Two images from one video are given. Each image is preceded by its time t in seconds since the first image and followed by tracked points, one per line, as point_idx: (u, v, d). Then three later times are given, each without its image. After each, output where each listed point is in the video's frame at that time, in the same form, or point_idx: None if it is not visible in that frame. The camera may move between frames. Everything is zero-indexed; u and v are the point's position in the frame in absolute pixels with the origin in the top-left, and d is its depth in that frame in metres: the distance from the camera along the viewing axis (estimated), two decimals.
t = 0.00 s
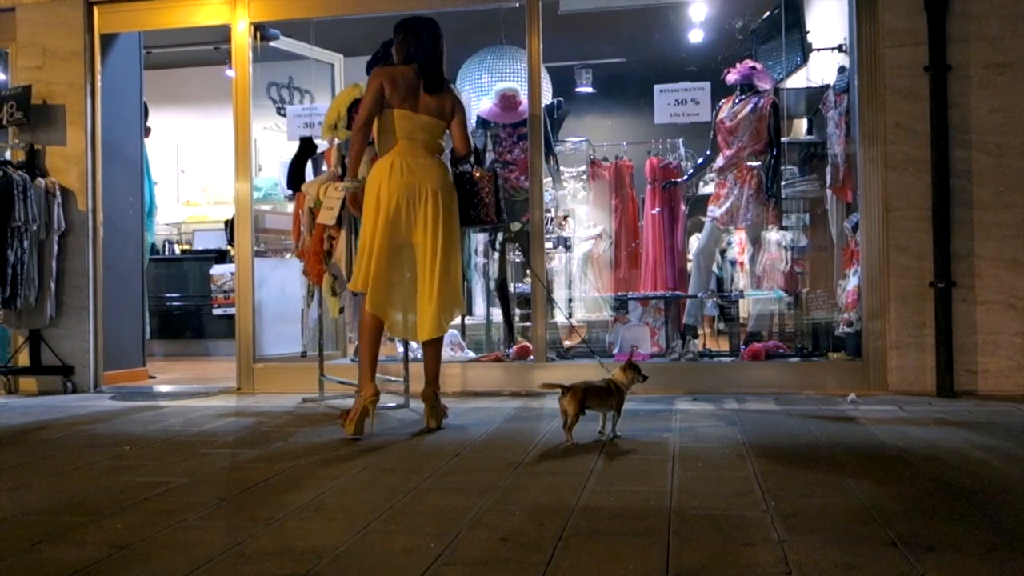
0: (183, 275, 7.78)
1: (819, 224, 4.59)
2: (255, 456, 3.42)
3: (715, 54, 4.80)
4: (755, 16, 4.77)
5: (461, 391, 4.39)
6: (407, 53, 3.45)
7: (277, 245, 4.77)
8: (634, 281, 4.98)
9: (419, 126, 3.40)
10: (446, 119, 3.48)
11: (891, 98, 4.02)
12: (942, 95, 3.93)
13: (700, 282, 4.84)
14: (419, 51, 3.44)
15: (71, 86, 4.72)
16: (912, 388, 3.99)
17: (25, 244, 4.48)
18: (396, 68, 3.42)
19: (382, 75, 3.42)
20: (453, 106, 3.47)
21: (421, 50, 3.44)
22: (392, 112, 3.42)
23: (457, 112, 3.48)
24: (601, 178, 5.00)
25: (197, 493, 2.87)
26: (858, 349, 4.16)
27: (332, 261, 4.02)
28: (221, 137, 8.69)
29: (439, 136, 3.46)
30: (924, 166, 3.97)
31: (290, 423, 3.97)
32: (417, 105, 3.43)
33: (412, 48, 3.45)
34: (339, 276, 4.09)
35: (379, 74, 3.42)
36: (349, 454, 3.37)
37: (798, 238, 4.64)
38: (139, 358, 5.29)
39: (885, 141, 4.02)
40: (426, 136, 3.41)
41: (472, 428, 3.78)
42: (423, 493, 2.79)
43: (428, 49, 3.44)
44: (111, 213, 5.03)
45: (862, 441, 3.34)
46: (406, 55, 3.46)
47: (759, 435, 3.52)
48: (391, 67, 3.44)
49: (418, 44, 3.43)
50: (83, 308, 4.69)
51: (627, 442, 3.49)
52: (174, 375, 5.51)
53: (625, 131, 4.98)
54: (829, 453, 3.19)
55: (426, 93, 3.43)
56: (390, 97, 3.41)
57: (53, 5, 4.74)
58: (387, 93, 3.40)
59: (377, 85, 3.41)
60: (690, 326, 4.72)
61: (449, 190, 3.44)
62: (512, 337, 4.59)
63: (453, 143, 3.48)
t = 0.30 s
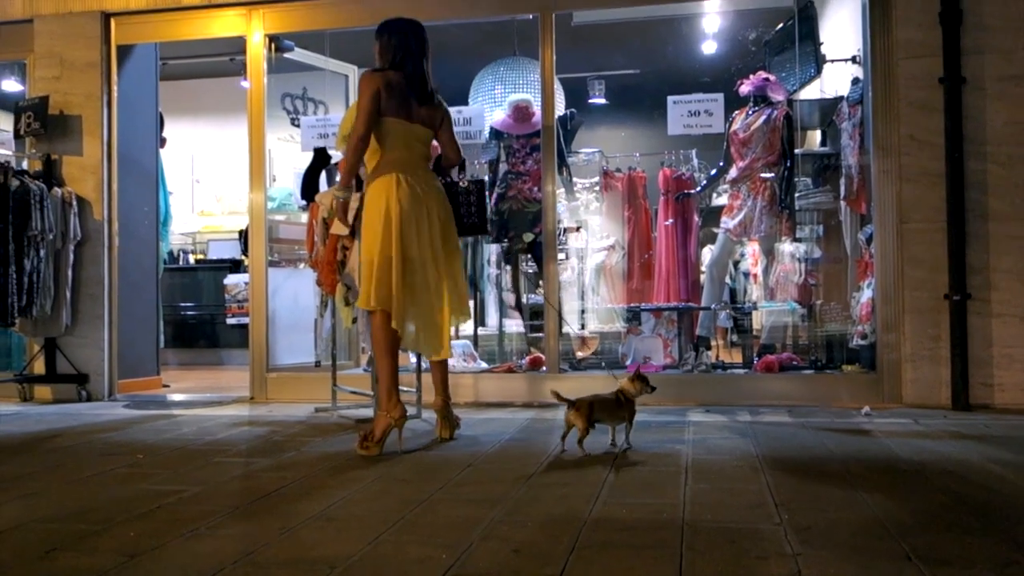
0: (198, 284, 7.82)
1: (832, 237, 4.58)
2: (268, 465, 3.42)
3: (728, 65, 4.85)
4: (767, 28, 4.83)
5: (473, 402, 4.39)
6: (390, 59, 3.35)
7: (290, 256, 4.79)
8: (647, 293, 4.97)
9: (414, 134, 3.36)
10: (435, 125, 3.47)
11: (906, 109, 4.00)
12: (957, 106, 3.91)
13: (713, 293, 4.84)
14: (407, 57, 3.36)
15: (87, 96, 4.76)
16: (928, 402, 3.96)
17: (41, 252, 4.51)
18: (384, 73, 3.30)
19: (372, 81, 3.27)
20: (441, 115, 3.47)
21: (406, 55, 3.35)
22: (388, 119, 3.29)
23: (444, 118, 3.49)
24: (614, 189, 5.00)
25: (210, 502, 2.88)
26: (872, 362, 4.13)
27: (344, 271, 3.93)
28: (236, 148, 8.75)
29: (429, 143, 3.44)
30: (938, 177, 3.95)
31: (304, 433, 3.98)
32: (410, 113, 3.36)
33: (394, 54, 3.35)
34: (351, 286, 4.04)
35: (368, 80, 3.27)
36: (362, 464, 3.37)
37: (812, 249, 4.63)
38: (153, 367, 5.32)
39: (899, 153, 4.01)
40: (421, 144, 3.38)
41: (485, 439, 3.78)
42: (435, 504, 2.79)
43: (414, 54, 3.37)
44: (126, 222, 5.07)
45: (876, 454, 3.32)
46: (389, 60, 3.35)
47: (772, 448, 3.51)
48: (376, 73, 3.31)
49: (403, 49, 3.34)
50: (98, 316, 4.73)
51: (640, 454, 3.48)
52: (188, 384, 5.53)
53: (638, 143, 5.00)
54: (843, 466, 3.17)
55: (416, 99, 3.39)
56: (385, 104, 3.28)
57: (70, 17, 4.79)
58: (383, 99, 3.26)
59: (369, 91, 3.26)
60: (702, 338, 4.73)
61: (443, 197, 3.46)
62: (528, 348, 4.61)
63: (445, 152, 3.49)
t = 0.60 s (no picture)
0: (208, 290, 7.85)
1: (842, 244, 4.58)
2: (278, 470, 3.42)
3: (738, 71, 4.85)
4: (778, 34, 4.80)
5: (482, 408, 4.39)
6: (382, 60, 3.23)
7: (299, 261, 4.81)
8: (656, 299, 4.97)
9: (411, 137, 3.27)
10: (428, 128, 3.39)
11: (916, 115, 4.00)
12: (968, 113, 3.90)
13: (722, 300, 4.84)
14: (402, 59, 3.26)
15: (99, 103, 4.78)
16: (938, 409, 3.94)
17: (52, 258, 4.53)
18: (380, 76, 3.19)
19: (368, 84, 3.15)
20: (433, 119, 3.41)
21: (398, 57, 3.25)
22: (387, 123, 3.18)
23: (435, 120, 3.42)
24: (624, 196, 5.01)
25: (219, 507, 2.88)
26: (882, 369, 4.13)
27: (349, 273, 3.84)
28: (246, 154, 8.79)
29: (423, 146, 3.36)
30: (948, 184, 3.94)
31: (313, 438, 3.98)
32: (405, 115, 3.27)
33: (386, 56, 3.24)
34: (358, 292, 3.98)
35: (365, 83, 3.14)
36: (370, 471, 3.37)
37: (822, 256, 4.63)
38: (163, 373, 5.34)
39: (909, 160, 4.00)
40: (418, 147, 3.30)
41: (494, 445, 3.78)
42: (443, 510, 2.79)
43: (407, 55, 3.28)
44: (136, 227, 5.08)
45: (886, 462, 3.31)
46: (382, 63, 3.23)
47: (782, 455, 3.50)
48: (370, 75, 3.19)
49: (395, 50, 3.24)
50: (108, 322, 4.74)
51: (650, 460, 3.47)
52: (198, 389, 5.54)
53: (648, 149, 4.95)
54: (853, 473, 3.16)
55: (410, 102, 3.30)
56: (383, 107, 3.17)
57: (82, 24, 4.82)
58: (382, 102, 3.14)
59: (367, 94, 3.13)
60: (713, 344, 4.75)
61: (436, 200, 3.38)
62: (535, 354, 4.61)
63: (441, 155, 3.42)
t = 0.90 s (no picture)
0: (216, 293, 7.86)
1: (851, 248, 4.56)
2: (286, 474, 3.43)
3: (747, 74, 4.91)
4: (786, 38, 4.77)
5: (490, 412, 4.39)
6: (382, 62, 3.12)
7: (307, 264, 4.82)
8: (664, 304, 5.00)
9: (411, 141, 3.20)
10: (426, 130, 3.32)
11: (925, 119, 3.98)
12: (978, 116, 3.89)
13: (731, 304, 4.86)
14: (402, 60, 3.16)
15: (108, 106, 4.80)
16: (948, 414, 3.93)
17: (61, 261, 4.54)
18: (381, 78, 3.08)
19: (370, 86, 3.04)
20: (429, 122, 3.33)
21: (398, 58, 3.15)
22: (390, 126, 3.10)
23: (434, 122, 3.35)
24: (632, 200, 5.06)
25: (228, 511, 2.88)
26: (891, 373, 4.11)
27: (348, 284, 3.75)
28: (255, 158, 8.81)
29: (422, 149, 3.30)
30: (958, 187, 3.93)
31: (321, 442, 3.98)
32: (404, 118, 3.18)
33: (385, 56, 3.13)
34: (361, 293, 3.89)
35: (366, 85, 3.04)
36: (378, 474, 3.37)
37: (831, 260, 4.63)
38: (172, 376, 5.35)
39: (919, 164, 3.99)
40: (415, 149, 3.22)
41: (502, 449, 3.77)
42: (451, 514, 2.79)
43: (406, 57, 3.18)
44: (145, 230, 5.10)
45: (895, 467, 3.30)
46: (381, 64, 3.13)
47: (791, 459, 3.49)
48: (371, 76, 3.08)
49: (395, 51, 3.13)
50: (117, 325, 4.76)
51: (659, 465, 3.46)
52: (207, 393, 5.55)
53: (657, 153, 5.01)
54: (863, 478, 3.15)
55: (408, 104, 3.21)
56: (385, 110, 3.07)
57: (92, 28, 4.84)
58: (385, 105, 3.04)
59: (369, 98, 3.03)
60: (721, 348, 4.74)
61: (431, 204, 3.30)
62: (543, 357, 4.59)
63: (438, 159, 3.37)
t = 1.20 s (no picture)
0: (225, 296, 7.89)
1: (860, 251, 4.55)
2: (294, 476, 3.43)
3: (755, 77, 4.99)
4: (795, 41, 4.80)
5: (497, 415, 4.39)
6: (382, 63, 3.11)
7: (316, 267, 4.85)
8: (672, 306, 5.04)
9: (411, 142, 3.19)
10: (425, 131, 3.33)
11: (935, 121, 3.96)
12: (988, 119, 3.87)
13: (739, 307, 4.87)
14: (403, 62, 3.15)
15: (117, 110, 4.82)
16: (957, 418, 3.91)
17: (71, 264, 4.55)
18: (382, 79, 3.07)
19: (373, 88, 3.03)
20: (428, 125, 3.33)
21: (398, 59, 3.14)
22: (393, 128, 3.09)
23: (431, 123, 3.36)
24: (640, 203, 5.08)
25: (234, 513, 2.89)
26: (901, 377, 4.10)
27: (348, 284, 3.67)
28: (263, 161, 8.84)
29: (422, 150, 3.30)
30: (967, 190, 3.91)
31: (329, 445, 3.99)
32: (404, 122, 3.17)
33: (385, 58, 3.12)
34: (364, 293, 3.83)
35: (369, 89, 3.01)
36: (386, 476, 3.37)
37: (839, 263, 4.61)
38: (180, 378, 5.36)
39: (928, 166, 3.97)
40: (416, 153, 3.21)
41: (510, 451, 3.78)
42: (458, 516, 2.78)
43: (405, 58, 3.18)
44: (154, 233, 5.12)
45: (903, 470, 3.28)
46: (380, 65, 3.11)
47: (799, 463, 3.48)
48: (372, 79, 3.07)
49: (395, 52, 3.12)
50: (126, 327, 4.79)
51: (667, 468, 3.45)
52: (216, 395, 5.57)
53: (663, 156, 5.09)
54: (872, 482, 3.13)
55: (408, 108, 3.20)
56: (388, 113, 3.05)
57: (101, 32, 4.86)
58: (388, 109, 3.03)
59: (373, 101, 3.02)
60: (729, 351, 4.74)
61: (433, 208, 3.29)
62: (552, 360, 4.60)
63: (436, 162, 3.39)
